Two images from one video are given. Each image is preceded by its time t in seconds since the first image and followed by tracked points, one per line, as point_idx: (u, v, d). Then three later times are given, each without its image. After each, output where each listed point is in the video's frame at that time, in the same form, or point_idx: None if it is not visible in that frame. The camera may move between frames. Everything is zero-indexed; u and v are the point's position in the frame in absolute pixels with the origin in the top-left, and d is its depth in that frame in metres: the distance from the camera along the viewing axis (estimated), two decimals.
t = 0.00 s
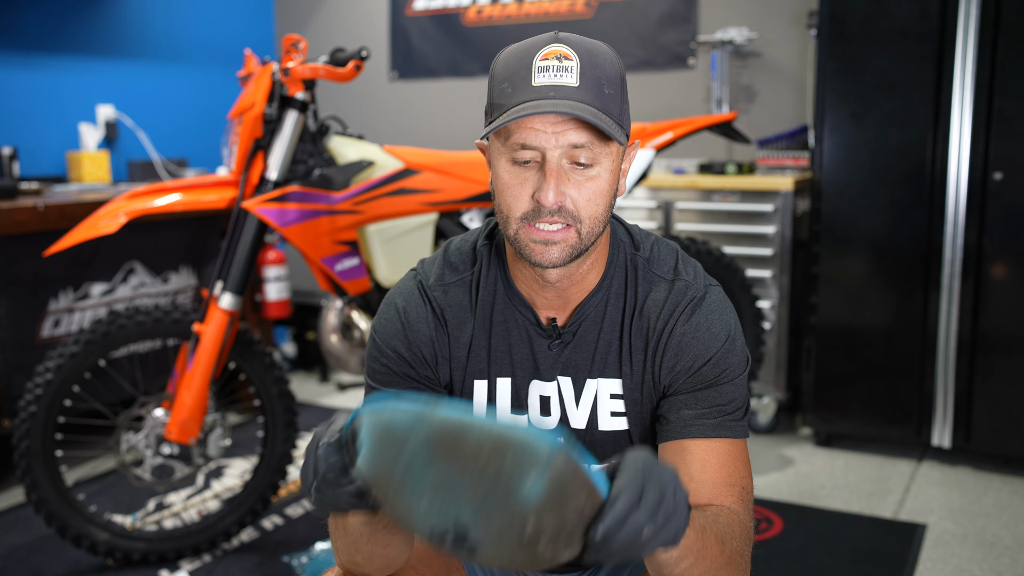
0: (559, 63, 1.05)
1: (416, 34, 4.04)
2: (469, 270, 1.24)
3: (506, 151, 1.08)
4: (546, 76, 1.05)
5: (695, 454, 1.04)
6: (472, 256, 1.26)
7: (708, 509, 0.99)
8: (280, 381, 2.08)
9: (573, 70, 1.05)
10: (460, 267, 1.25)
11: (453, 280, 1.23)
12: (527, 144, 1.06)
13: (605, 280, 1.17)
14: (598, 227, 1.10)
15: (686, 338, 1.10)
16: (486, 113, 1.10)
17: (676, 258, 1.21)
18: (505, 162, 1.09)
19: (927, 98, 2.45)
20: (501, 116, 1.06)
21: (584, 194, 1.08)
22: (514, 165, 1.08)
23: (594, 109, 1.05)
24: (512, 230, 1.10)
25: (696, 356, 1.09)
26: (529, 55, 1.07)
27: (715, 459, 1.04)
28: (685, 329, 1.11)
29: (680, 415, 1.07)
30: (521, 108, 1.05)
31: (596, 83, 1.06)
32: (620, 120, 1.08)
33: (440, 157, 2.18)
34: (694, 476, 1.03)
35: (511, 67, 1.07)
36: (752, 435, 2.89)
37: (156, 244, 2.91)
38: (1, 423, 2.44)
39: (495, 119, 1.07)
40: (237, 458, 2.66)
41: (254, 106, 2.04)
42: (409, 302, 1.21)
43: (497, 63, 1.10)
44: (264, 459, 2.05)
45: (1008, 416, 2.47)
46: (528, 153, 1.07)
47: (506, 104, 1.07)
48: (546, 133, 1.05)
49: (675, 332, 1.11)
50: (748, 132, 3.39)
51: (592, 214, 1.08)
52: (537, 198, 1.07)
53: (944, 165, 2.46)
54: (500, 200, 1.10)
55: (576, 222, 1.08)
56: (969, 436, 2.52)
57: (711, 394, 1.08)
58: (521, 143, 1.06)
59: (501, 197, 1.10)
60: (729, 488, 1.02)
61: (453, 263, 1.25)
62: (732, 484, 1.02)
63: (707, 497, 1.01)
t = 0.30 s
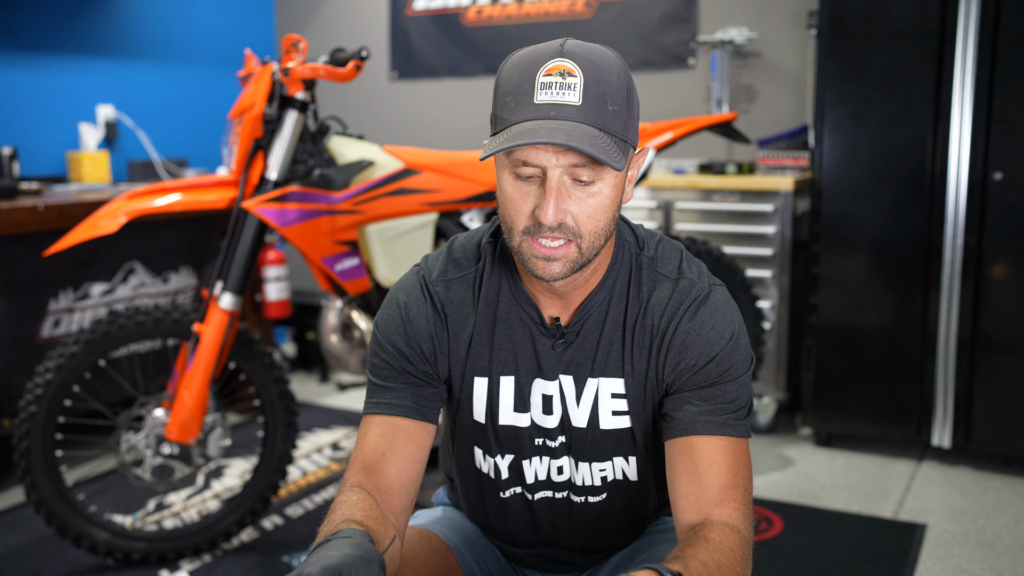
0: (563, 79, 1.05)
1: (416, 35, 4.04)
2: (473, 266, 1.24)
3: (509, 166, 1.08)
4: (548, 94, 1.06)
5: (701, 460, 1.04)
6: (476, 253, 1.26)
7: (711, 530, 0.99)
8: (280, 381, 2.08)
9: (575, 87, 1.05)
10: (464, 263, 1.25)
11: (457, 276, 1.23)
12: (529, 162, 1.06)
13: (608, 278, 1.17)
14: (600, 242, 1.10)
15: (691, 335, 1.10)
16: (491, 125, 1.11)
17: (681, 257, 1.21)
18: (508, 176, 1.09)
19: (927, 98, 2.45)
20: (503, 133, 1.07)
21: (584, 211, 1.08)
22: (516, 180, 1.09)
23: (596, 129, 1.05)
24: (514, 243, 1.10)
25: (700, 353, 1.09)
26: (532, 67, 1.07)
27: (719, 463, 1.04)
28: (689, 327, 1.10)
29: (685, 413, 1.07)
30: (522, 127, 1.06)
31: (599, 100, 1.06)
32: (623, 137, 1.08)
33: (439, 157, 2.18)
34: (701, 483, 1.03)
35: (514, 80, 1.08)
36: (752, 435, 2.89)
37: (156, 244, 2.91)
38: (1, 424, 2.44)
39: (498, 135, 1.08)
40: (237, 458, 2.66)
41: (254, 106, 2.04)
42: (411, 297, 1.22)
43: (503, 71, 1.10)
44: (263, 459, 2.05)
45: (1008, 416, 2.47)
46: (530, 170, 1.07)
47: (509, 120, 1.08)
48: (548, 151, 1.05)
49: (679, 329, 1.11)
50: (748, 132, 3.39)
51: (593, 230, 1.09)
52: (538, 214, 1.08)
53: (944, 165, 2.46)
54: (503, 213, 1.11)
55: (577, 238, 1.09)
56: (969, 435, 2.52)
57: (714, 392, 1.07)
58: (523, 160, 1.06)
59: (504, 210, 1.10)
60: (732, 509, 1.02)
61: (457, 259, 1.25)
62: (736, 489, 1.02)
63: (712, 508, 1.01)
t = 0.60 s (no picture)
0: (567, 69, 1.05)
1: (416, 34, 4.04)
2: (475, 268, 1.24)
3: (514, 157, 1.08)
4: (554, 83, 1.05)
5: (702, 453, 1.03)
6: (478, 254, 1.26)
7: (713, 517, 0.96)
8: (280, 381, 2.08)
9: (579, 77, 1.05)
10: (466, 264, 1.25)
11: (459, 277, 1.23)
12: (535, 151, 1.06)
13: (610, 279, 1.17)
14: (605, 232, 1.10)
15: (693, 333, 1.10)
16: (495, 117, 1.11)
17: (683, 257, 1.22)
18: (513, 167, 1.09)
19: (927, 98, 2.45)
20: (509, 122, 1.07)
21: (590, 200, 1.08)
22: (521, 170, 1.08)
23: (602, 117, 1.05)
24: (521, 234, 1.10)
25: (703, 351, 1.09)
26: (537, 60, 1.07)
27: (722, 455, 1.03)
28: (692, 325, 1.10)
29: (687, 407, 1.07)
30: (529, 114, 1.05)
31: (604, 89, 1.06)
32: (627, 128, 1.08)
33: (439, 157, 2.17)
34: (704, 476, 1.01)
35: (519, 72, 1.08)
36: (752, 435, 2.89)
37: (156, 244, 2.91)
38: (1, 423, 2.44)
39: (503, 125, 1.08)
40: (237, 458, 2.66)
41: (254, 106, 2.04)
42: (412, 298, 1.22)
43: (507, 67, 1.11)
44: (263, 459, 2.05)
45: (1008, 416, 2.47)
46: (535, 159, 1.07)
47: (514, 109, 1.07)
48: (554, 139, 1.05)
49: (682, 327, 1.11)
50: (748, 132, 3.39)
51: (599, 219, 1.08)
52: (544, 203, 1.07)
53: (944, 165, 2.46)
54: (508, 204, 1.11)
55: (582, 227, 1.08)
56: (969, 435, 2.52)
57: (716, 389, 1.07)
58: (529, 149, 1.06)
59: (510, 202, 1.10)
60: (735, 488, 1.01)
61: (460, 260, 1.26)
62: (738, 485, 1.01)
63: (716, 498, 0.99)
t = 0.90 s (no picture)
0: (564, 55, 1.06)
1: (416, 34, 4.04)
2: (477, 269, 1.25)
3: (516, 144, 1.09)
4: (552, 69, 1.06)
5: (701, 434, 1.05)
6: (481, 254, 1.27)
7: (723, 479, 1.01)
8: (280, 381, 2.08)
9: (577, 61, 1.06)
10: (469, 265, 1.26)
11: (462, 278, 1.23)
12: (537, 135, 1.07)
13: (612, 271, 1.17)
14: (609, 213, 1.10)
15: (694, 327, 1.10)
16: (495, 108, 1.11)
17: (682, 251, 1.21)
18: (515, 154, 1.10)
19: (927, 98, 2.45)
20: (509, 110, 1.07)
21: (593, 179, 1.08)
22: (524, 156, 1.09)
23: (601, 99, 1.05)
24: (525, 219, 1.10)
25: (703, 345, 1.09)
26: (533, 49, 1.08)
27: (721, 444, 1.05)
28: (693, 319, 1.10)
29: (687, 399, 1.07)
30: (528, 100, 1.05)
31: (600, 73, 1.06)
32: (625, 111, 1.09)
33: (439, 157, 2.19)
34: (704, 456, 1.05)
35: (516, 62, 1.08)
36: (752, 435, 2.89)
37: (156, 244, 2.91)
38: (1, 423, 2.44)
39: (503, 113, 1.08)
40: (237, 458, 2.66)
41: (254, 106, 2.04)
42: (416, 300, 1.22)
43: (503, 61, 1.12)
44: (263, 459, 2.05)
45: (1008, 416, 2.47)
46: (537, 143, 1.08)
47: (514, 97, 1.08)
48: (554, 121, 1.06)
49: (683, 321, 1.11)
50: (748, 132, 3.39)
51: (602, 199, 1.09)
52: (548, 185, 1.08)
53: (944, 165, 2.46)
54: (512, 191, 1.11)
55: (586, 207, 1.08)
56: (969, 436, 2.52)
57: (716, 382, 1.07)
58: (531, 134, 1.07)
59: (514, 189, 1.11)
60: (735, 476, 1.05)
61: (463, 262, 1.26)
62: (742, 471, 1.06)
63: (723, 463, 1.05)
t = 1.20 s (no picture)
0: (551, 53, 1.06)
1: (416, 34, 4.04)
2: (475, 269, 1.24)
3: (507, 142, 1.09)
4: (540, 66, 1.06)
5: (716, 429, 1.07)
6: (477, 254, 1.27)
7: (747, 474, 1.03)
8: (280, 381, 2.08)
9: (564, 58, 1.06)
10: (466, 266, 1.25)
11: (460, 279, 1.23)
12: (527, 132, 1.07)
13: (609, 269, 1.17)
14: (602, 207, 1.10)
15: (698, 324, 1.10)
16: (485, 108, 1.11)
17: (679, 247, 1.21)
18: (506, 153, 1.10)
19: (928, 98, 2.45)
20: (499, 108, 1.08)
21: (585, 174, 1.08)
22: (515, 154, 1.09)
23: (590, 93, 1.06)
24: (520, 216, 1.10)
25: (708, 343, 1.09)
26: (520, 48, 1.08)
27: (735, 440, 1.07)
28: (697, 316, 1.11)
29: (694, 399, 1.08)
30: (518, 97, 1.06)
31: (587, 69, 1.07)
32: (614, 105, 1.09)
33: (439, 157, 2.19)
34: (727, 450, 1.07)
35: (504, 62, 1.09)
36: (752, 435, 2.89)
37: (156, 244, 2.91)
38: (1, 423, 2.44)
39: (493, 112, 1.08)
40: (237, 458, 2.66)
41: (254, 106, 2.04)
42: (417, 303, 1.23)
43: (491, 62, 1.12)
44: (264, 459, 2.05)
45: (1008, 416, 2.47)
46: (528, 140, 1.08)
47: (503, 97, 1.08)
48: (544, 118, 1.06)
49: (687, 317, 1.11)
50: (748, 132, 3.39)
51: (595, 192, 1.08)
52: (540, 181, 1.07)
53: (944, 165, 2.46)
54: (505, 189, 1.11)
55: (579, 201, 1.08)
56: (969, 436, 2.52)
57: (722, 379, 1.08)
58: (521, 131, 1.07)
59: (506, 187, 1.10)
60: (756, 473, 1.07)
61: (459, 262, 1.26)
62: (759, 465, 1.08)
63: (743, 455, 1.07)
